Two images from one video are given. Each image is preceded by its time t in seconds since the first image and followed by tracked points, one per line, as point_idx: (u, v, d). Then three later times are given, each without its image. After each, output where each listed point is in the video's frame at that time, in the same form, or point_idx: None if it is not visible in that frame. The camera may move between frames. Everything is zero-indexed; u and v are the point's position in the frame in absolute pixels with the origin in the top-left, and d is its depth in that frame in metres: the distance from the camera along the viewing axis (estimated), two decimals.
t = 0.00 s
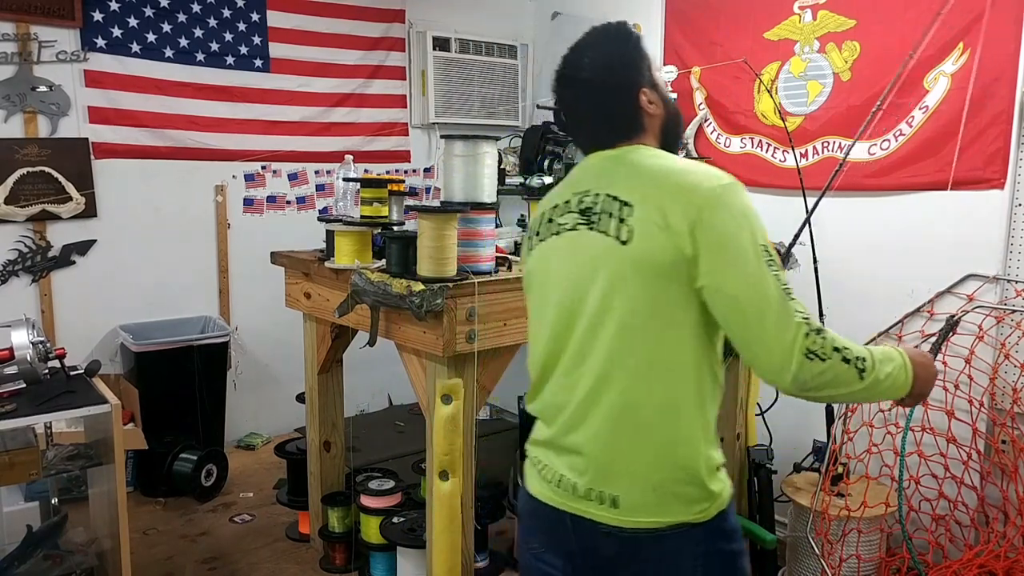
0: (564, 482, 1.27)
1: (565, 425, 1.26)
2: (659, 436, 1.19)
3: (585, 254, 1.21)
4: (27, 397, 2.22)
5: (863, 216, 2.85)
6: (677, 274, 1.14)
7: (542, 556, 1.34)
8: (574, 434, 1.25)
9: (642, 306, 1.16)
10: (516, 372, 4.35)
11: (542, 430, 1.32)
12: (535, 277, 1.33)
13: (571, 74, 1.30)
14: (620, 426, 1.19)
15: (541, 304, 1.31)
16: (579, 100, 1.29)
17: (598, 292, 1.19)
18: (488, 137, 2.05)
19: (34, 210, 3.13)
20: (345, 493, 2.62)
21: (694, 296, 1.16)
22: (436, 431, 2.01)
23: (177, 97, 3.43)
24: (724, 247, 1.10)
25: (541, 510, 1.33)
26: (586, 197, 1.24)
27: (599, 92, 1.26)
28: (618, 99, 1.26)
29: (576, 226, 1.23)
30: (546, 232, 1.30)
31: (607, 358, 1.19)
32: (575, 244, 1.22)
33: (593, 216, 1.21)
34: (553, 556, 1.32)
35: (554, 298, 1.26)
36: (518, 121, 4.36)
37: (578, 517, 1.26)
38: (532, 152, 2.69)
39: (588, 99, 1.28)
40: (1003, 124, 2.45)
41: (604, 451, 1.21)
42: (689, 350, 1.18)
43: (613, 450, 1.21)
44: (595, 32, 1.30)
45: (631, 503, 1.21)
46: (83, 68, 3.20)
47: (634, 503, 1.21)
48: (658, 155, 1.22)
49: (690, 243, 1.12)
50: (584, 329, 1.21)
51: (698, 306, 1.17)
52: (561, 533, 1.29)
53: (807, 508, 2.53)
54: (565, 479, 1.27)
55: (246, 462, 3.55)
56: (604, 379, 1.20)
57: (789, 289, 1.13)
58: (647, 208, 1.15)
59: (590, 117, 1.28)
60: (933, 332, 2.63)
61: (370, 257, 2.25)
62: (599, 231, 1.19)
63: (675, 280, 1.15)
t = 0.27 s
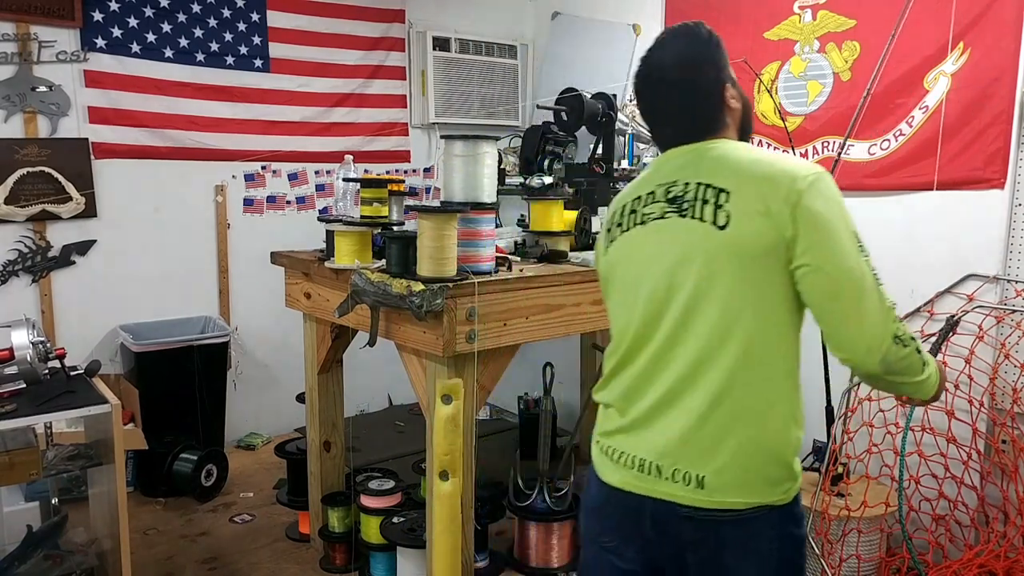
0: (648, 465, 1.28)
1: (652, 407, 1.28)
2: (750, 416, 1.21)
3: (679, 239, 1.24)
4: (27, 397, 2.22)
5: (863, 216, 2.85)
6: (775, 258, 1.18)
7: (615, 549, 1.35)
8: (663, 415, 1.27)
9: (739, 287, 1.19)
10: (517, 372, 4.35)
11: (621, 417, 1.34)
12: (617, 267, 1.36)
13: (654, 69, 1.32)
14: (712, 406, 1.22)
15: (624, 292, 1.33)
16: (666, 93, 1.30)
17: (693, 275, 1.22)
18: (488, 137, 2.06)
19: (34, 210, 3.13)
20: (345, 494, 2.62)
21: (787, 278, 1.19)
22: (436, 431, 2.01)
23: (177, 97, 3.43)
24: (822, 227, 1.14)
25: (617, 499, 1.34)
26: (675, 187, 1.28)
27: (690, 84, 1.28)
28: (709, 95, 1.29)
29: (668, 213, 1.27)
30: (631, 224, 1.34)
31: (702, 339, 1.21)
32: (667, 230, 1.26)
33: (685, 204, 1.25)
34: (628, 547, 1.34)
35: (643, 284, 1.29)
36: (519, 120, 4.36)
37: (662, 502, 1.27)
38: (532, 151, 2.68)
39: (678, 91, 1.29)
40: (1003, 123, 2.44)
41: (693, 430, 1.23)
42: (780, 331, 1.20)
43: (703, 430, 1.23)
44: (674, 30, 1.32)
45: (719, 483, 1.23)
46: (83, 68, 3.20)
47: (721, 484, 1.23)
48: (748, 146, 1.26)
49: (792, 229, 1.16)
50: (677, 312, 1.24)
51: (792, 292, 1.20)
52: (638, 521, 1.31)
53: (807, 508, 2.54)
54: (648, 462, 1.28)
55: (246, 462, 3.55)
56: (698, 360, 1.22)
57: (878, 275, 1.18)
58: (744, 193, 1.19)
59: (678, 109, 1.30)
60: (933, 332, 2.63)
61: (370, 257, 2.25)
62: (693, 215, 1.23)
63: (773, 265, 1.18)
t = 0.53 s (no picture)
0: (693, 452, 1.33)
1: (698, 397, 1.34)
2: (794, 405, 1.26)
3: (729, 233, 1.31)
4: (27, 397, 2.22)
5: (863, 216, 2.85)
6: (823, 250, 1.24)
7: (652, 544, 1.42)
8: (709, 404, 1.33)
9: (787, 279, 1.25)
10: (517, 372, 4.35)
11: (665, 409, 1.39)
12: (666, 265, 1.43)
13: (715, 77, 1.38)
14: (758, 393, 1.28)
15: (672, 287, 1.40)
16: (729, 101, 1.38)
17: (742, 267, 1.28)
18: (487, 137, 2.05)
19: (34, 210, 3.13)
20: (345, 494, 2.63)
21: (834, 271, 1.26)
22: (436, 430, 2.00)
23: (177, 97, 3.43)
24: (870, 220, 1.21)
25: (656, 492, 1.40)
26: (724, 187, 1.35)
27: (751, 95, 1.36)
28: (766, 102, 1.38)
29: (719, 211, 1.34)
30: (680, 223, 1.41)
31: (750, 329, 1.28)
32: (718, 225, 1.33)
33: (735, 201, 1.32)
34: (663, 541, 1.41)
35: (692, 279, 1.36)
36: (519, 120, 4.36)
37: (701, 494, 1.33)
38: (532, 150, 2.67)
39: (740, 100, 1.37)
40: (1003, 123, 2.44)
41: (739, 417, 1.29)
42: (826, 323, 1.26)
43: (749, 417, 1.28)
44: (734, 40, 1.39)
45: (762, 470, 1.27)
46: (83, 68, 3.20)
47: (763, 471, 1.27)
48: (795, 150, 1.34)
49: (841, 222, 1.23)
50: (726, 304, 1.30)
51: (838, 286, 1.26)
52: (675, 516, 1.37)
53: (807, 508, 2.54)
54: (693, 450, 1.33)
55: (246, 462, 3.55)
56: (745, 349, 1.28)
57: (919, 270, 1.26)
58: (794, 189, 1.26)
59: (739, 117, 1.37)
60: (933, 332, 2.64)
61: (370, 256, 2.25)
62: (744, 211, 1.30)
63: (821, 257, 1.25)
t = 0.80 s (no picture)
0: (720, 445, 1.38)
1: (726, 389, 1.38)
2: (822, 397, 1.31)
3: (759, 232, 1.37)
4: (27, 397, 2.22)
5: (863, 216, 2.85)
6: (852, 246, 1.30)
7: (674, 542, 1.46)
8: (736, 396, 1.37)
9: (816, 275, 1.31)
10: (517, 372, 4.35)
11: (691, 404, 1.44)
12: (695, 266, 1.49)
13: (736, 88, 1.47)
14: (786, 385, 1.32)
15: (702, 286, 1.46)
16: (750, 109, 1.46)
17: (772, 263, 1.34)
18: (487, 137, 2.05)
19: (34, 210, 3.13)
20: (345, 494, 2.63)
21: (862, 268, 1.32)
22: (436, 431, 2.00)
23: (177, 97, 3.43)
24: (897, 217, 1.28)
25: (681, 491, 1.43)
26: (752, 189, 1.42)
27: (772, 101, 1.44)
28: (789, 108, 1.45)
29: (749, 210, 1.40)
30: (709, 225, 1.48)
31: (778, 323, 1.33)
32: (749, 224, 1.39)
33: (764, 201, 1.39)
34: (686, 538, 1.44)
35: (722, 276, 1.41)
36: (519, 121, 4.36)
37: (728, 490, 1.37)
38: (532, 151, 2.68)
39: (761, 108, 1.45)
40: (1003, 123, 2.44)
41: (768, 409, 1.34)
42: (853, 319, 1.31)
43: (777, 409, 1.33)
44: (752, 53, 1.48)
45: (790, 462, 1.32)
46: (83, 68, 3.20)
47: (792, 464, 1.32)
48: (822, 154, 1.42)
49: (868, 219, 1.30)
50: (755, 299, 1.35)
51: (865, 282, 1.32)
52: (700, 514, 1.41)
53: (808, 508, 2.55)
54: (721, 441, 1.38)
55: (246, 462, 3.55)
56: (774, 343, 1.33)
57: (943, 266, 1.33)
58: (822, 188, 1.33)
59: (761, 125, 1.45)
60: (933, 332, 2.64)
61: (370, 256, 2.25)
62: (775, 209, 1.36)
63: (848, 253, 1.31)
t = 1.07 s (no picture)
0: (728, 444, 1.38)
1: (734, 389, 1.38)
2: (830, 396, 1.31)
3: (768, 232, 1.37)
4: (27, 397, 2.22)
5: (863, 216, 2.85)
6: (861, 246, 1.31)
7: (683, 542, 1.46)
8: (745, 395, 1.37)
9: (825, 273, 1.31)
10: (517, 372, 4.35)
11: (700, 404, 1.44)
12: (706, 267, 1.49)
13: (748, 99, 1.48)
14: (795, 384, 1.32)
15: (711, 287, 1.46)
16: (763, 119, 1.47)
17: (781, 262, 1.35)
18: (487, 137, 2.05)
19: (34, 210, 3.13)
20: (345, 494, 2.63)
21: (871, 268, 1.32)
22: (437, 430, 2.00)
23: (177, 97, 3.43)
24: (906, 217, 1.29)
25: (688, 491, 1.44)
26: (762, 190, 1.43)
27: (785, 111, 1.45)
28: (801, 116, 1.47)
29: (758, 212, 1.41)
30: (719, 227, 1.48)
31: (787, 321, 1.33)
32: (759, 224, 1.40)
33: (773, 202, 1.39)
34: (695, 537, 1.44)
35: (731, 276, 1.42)
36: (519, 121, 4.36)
37: (736, 489, 1.37)
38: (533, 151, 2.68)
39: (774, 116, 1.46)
40: (1003, 123, 2.44)
41: (777, 407, 1.34)
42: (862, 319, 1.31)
43: (786, 408, 1.33)
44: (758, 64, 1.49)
45: (799, 461, 1.32)
46: (83, 68, 3.20)
47: (800, 462, 1.31)
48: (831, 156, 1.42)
49: (878, 218, 1.30)
50: (764, 298, 1.35)
51: (874, 282, 1.33)
52: (708, 513, 1.41)
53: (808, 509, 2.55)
54: (730, 440, 1.38)
55: (246, 462, 3.54)
56: (782, 342, 1.33)
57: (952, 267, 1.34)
58: (831, 189, 1.33)
59: (772, 131, 1.46)
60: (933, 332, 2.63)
61: (370, 256, 2.25)
62: (784, 210, 1.37)
63: (857, 252, 1.31)
